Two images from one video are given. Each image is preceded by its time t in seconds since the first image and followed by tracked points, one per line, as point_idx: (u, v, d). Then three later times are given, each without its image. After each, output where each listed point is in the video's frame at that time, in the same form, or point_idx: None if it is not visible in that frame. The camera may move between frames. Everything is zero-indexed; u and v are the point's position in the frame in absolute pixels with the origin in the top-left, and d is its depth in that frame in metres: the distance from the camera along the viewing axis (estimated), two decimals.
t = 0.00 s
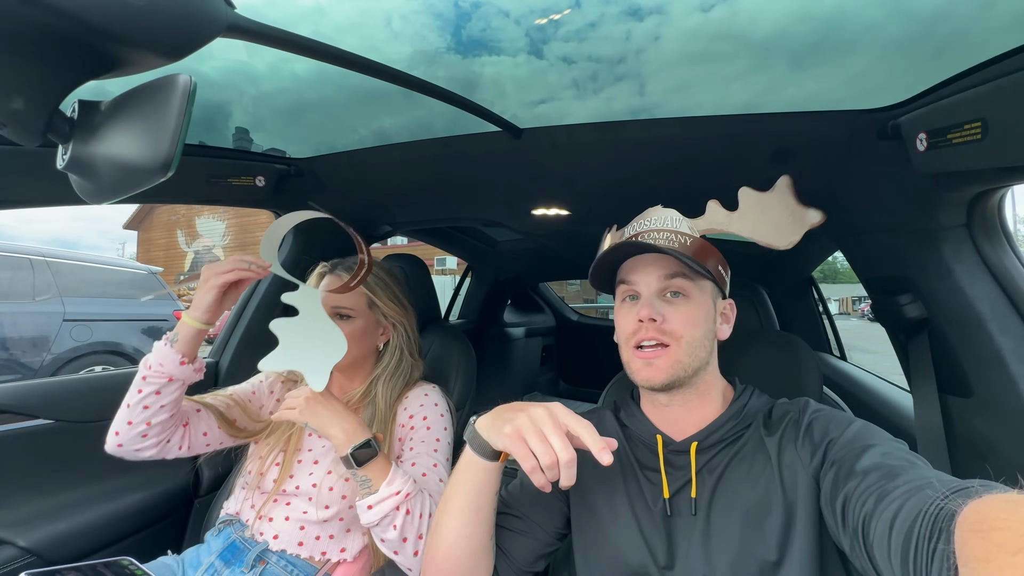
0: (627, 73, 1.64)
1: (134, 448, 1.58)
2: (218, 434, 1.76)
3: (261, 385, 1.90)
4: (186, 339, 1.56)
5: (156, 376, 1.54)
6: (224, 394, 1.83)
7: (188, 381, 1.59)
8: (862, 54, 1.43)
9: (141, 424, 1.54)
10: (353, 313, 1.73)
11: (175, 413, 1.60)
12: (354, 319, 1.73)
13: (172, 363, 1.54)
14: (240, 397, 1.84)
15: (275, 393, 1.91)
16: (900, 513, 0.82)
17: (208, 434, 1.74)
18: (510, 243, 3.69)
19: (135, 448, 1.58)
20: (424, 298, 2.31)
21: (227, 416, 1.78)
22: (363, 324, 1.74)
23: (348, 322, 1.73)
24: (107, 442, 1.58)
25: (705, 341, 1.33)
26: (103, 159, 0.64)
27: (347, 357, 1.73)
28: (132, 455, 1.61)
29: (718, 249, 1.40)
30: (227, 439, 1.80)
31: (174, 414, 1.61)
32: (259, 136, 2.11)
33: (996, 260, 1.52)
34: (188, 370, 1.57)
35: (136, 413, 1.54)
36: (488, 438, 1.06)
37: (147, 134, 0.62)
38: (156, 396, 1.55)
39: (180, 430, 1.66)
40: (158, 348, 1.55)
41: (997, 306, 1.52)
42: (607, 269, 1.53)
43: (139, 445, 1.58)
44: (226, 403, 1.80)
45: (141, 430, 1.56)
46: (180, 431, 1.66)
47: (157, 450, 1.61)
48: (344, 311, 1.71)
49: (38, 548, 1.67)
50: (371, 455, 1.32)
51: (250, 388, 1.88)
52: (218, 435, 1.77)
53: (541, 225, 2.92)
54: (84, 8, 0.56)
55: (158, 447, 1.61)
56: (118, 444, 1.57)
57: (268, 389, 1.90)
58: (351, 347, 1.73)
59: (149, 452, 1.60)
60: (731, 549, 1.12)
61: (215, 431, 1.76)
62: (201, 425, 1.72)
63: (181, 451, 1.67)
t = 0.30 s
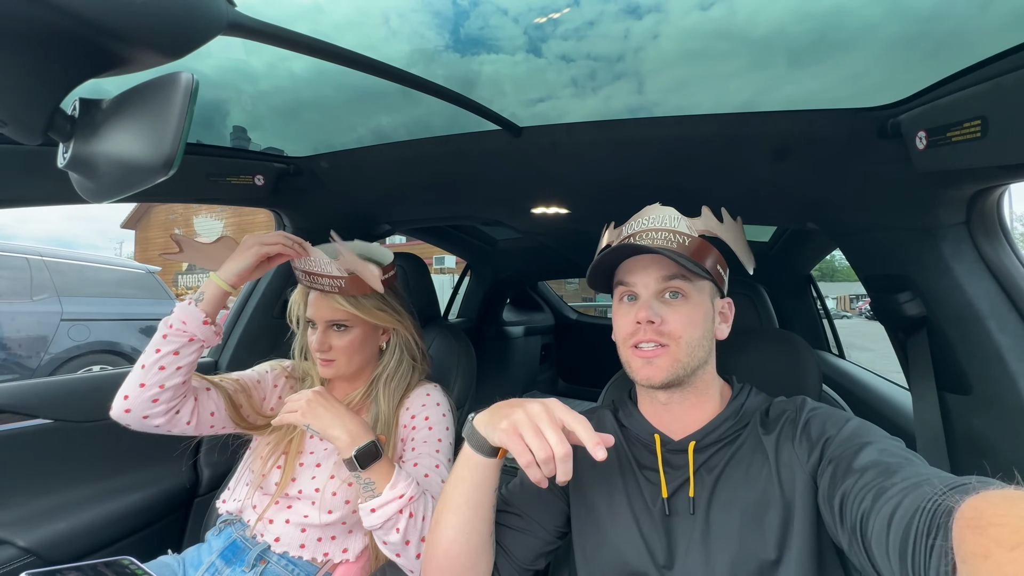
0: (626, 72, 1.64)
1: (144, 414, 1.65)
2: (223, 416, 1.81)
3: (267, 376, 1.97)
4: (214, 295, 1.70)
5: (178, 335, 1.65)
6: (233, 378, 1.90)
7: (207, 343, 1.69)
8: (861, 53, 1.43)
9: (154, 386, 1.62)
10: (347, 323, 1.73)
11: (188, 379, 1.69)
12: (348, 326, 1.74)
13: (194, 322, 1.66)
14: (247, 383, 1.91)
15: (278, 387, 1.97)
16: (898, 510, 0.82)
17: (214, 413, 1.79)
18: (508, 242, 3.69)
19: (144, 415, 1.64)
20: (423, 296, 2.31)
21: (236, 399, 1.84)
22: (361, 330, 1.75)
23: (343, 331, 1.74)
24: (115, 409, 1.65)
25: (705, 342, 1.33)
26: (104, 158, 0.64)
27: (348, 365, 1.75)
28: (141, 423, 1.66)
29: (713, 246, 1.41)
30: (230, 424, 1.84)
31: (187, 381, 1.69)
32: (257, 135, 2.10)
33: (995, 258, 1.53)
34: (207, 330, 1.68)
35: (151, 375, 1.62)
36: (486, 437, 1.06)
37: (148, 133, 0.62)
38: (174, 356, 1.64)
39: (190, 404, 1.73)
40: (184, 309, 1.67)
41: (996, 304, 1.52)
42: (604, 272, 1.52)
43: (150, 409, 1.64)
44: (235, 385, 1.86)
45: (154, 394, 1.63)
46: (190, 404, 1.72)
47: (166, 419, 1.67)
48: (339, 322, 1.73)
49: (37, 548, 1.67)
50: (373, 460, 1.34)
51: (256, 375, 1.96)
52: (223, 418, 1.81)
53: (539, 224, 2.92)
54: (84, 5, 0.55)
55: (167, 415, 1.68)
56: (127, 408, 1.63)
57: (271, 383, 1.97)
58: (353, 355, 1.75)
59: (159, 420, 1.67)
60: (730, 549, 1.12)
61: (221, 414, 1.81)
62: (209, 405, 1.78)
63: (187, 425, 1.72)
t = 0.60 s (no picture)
0: (624, 71, 1.64)
1: (152, 395, 1.64)
2: (227, 407, 1.81)
3: (270, 372, 1.97)
4: (230, 282, 1.77)
5: (194, 314, 1.65)
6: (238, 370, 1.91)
7: (220, 326, 1.71)
8: (860, 52, 1.43)
9: (166, 365, 1.62)
10: (343, 319, 1.73)
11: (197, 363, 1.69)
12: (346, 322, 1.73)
13: (212, 304, 1.68)
14: (251, 377, 1.91)
15: (279, 384, 1.97)
16: (899, 514, 0.82)
17: (219, 402, 1.79)
18: (507, 241, 3.68)
19: (152, 395, 1.63)
20: (420, 296, 2.30)
21: (240, 391, 1.83)
22: (358, 325, 1.75)
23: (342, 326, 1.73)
24: (125, 387, 1.64)
25: (698, 338, 1.32)
26: (96, 160, 0.64)
27: (347, 362, 1.75)
28: (148, 405, 1.65)
29: (715, 248, 1.41)
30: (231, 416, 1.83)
31: (198, 364, 1.69)
32: (254, 134, 2.09)
33: (992, 257, 1.53)
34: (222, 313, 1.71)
35: (164, 354, 1.63)
36: (486, 414, 1.22)
37: (141, 135, 0.61)
38: (187, 337, 1.65)
39: (196, 390, 1.72)
40: (201, 291, 1.69)
41: (994, 303, 1.53)
42: (605, 270, 1.54)
43: (159, 390, 1.64)
44: (240, 377, 1.86)
45: (165, 374, 1.63)
46: (197, 389, 1.72)
47: (173, 402, 1.67)
48: (337, 318, 1.72)
49: (33, 550, 1.67)
50: (376, 455, 1.34)
51: (260, 370, 1.96)
52: (227, 408, 1.81)
53: (537, 223, 2.92)
54: (76, 5, 0.55)
55: (175, 398, 1.67)
56: (135, 386, 1.62)
57: (273, 379, 1.96)
58: (351, 351, 1.74)
59: (166, 403, 1.66)
60: (730, 551, 1.12)
61: (225, 404, 1.81)
62: (214, 394, 1.78)
63: (191, 411, 1.72)
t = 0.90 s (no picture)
0: (626, 69, 1.64)
1: (148, 380, 1.68)
2: (225, 397, 1.81)
3: (271, 368, 1.98)
4: (208, 265, 1.77)
5: (175, 302, 1.69)
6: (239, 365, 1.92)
7: (205, 310, 1.74)
8: (862, 50, 1.43)
9: (157, 350, 1.65)
10: (342, 314, 1.73)
11: (189, 348, 1.71)
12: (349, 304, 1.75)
13: (192, 289, 1.71)
14: (251, 372, 1.92)
15: (279, 381, 1.96)
16: (895, 509, 0.83)
17: (217, 391, 1.80)
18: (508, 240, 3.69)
19: (148, 381, 1.68)
20: (421, 294, 2.30)
21: (239, 384, 1.84)
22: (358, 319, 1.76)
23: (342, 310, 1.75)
24: (120, 375, 1.68)
25: (699, 335, 1.33)
26: (99, 157, 0.64)
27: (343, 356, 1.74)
28: (145, 392, 1.69)
29: (719, 248, 1.42)
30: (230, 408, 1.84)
31: (188, 350, 1.72)
32: (256, 133, 2.09)
33: (993, 255, 1.53)
34: (205, 297, 1.74)
35: (154, 341, 1.67)
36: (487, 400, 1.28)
37: (144, 132, 0.62)
38: (173, 322, 1.68)
39: (192, 376, 1.75)
40: (183, 278, 1.73)
41: (995, 301, 1.53)
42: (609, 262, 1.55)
43: (154, 377, 1.67)
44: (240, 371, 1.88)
45: (157, 360, 1.67)
46: (193, 376, 1.75)
47: (169, 388, 1.70)
48: (335, 313, 1.72)
49: (36, 547, 1.67)
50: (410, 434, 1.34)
51: (260, 367, 1.97)
52: (224, 398, 1.81)
53: (538, 222, 2.92)
54: (80, 5, 0.55)
55: (171, 384, 1.70)
56: (130, 374, 1.67)
57: (273, 376, 1.96)
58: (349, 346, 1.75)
59: (162, 389, 1.69)
60: (729, 549, 1.12)
61: (223, 396, 1.82)
62: (212, 384, 1.79)
63: (189, 399, 1.74)
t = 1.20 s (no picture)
0: (627, 69, 1.64)
1: (151, 370, 1.67)
2: (226, 392, 1.82)
3: (275, 365, 1.98)
4: (209, 255, 1.75)
5: (176, 292, 1.68)
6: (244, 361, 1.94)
7: (205, 302, 1.73)
8: (863, 50, 1.43)
9: (159, 340, 1.65)
10: (342, 312, 1.75)
11: (190, 338, 1.71)
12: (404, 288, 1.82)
13: (192, 279, 1.70)
14: (254, 368, 1.93)
15: (282, 379, 1.96)
16: (893, 509, 0.83)
17: (219, 385, 1.80)
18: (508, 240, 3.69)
19: (151, 370, 1.67)
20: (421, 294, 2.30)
21: (241, 379, 1.85)
22: (359, 320, 1.77)
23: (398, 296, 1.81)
24: (124, 363, 1.68)
25: (701, 341, 1.34)
26: (101, 158, 0.64)
27: (341, 357, 1.74)
28: (148, 381, 1.68)
29: (712, 247, 1.42)
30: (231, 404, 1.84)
31: (191, 340, 1.72)
32: (256, 133, 2.10)
33: (993, 255, 1.54)
34: (205, 288, 1.73)
35: (156, 330, 1.66)
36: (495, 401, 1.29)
37: (146, 132, 0.62)
38: (175, 312, 1.67)
39: (195, 367, 1.75)
40: (184, 267, 1.72)
41: (994, 301, 1.53)
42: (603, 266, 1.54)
43: (156, 366, 1.67)
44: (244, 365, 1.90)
45: (159, 350, 1.66)
46: (196, 367, 1.75)
47: (172, 377, 1.69)
48: (336, 312, 1.75)
49: (37, 546, 1.67)
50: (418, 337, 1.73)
51: (264, 364, 1.97)
52: (226, 393, 1.82)
53: (538, 222, 2.92)
54: (85, 5, 0.56)
55: (174, 374, 1.70)
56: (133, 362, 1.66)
57: (276, 373, 1.96)
58: (348, 346, 1.75)
59: (165, 378, 1.69)
60: (728, 549, 1.12)
61: (225, 389, 1.82)
62: (215, 377, 1.80)
63: (190, 391, 1.73)
